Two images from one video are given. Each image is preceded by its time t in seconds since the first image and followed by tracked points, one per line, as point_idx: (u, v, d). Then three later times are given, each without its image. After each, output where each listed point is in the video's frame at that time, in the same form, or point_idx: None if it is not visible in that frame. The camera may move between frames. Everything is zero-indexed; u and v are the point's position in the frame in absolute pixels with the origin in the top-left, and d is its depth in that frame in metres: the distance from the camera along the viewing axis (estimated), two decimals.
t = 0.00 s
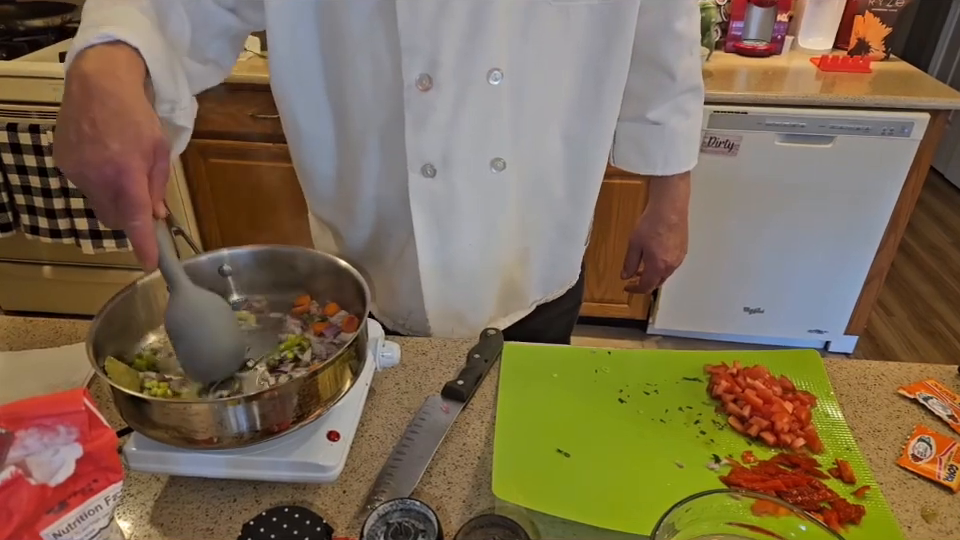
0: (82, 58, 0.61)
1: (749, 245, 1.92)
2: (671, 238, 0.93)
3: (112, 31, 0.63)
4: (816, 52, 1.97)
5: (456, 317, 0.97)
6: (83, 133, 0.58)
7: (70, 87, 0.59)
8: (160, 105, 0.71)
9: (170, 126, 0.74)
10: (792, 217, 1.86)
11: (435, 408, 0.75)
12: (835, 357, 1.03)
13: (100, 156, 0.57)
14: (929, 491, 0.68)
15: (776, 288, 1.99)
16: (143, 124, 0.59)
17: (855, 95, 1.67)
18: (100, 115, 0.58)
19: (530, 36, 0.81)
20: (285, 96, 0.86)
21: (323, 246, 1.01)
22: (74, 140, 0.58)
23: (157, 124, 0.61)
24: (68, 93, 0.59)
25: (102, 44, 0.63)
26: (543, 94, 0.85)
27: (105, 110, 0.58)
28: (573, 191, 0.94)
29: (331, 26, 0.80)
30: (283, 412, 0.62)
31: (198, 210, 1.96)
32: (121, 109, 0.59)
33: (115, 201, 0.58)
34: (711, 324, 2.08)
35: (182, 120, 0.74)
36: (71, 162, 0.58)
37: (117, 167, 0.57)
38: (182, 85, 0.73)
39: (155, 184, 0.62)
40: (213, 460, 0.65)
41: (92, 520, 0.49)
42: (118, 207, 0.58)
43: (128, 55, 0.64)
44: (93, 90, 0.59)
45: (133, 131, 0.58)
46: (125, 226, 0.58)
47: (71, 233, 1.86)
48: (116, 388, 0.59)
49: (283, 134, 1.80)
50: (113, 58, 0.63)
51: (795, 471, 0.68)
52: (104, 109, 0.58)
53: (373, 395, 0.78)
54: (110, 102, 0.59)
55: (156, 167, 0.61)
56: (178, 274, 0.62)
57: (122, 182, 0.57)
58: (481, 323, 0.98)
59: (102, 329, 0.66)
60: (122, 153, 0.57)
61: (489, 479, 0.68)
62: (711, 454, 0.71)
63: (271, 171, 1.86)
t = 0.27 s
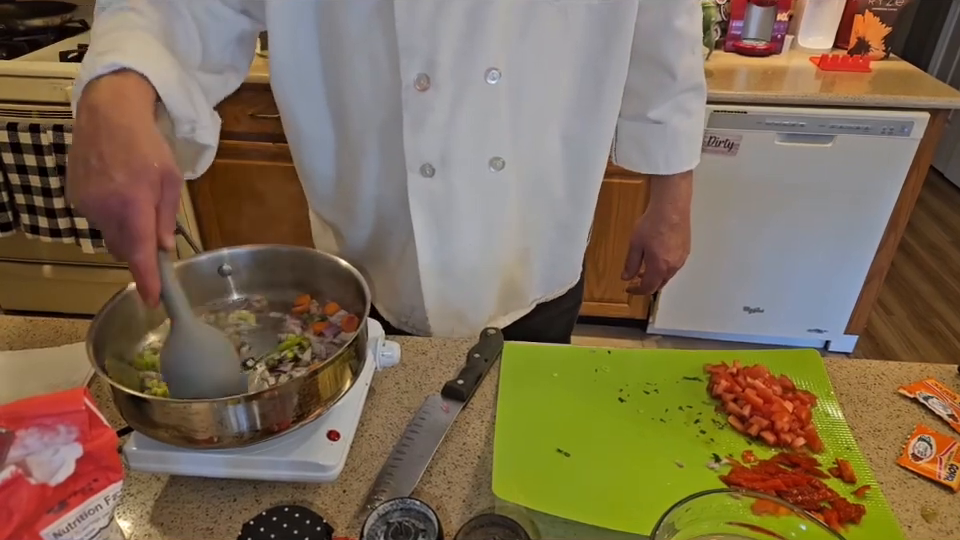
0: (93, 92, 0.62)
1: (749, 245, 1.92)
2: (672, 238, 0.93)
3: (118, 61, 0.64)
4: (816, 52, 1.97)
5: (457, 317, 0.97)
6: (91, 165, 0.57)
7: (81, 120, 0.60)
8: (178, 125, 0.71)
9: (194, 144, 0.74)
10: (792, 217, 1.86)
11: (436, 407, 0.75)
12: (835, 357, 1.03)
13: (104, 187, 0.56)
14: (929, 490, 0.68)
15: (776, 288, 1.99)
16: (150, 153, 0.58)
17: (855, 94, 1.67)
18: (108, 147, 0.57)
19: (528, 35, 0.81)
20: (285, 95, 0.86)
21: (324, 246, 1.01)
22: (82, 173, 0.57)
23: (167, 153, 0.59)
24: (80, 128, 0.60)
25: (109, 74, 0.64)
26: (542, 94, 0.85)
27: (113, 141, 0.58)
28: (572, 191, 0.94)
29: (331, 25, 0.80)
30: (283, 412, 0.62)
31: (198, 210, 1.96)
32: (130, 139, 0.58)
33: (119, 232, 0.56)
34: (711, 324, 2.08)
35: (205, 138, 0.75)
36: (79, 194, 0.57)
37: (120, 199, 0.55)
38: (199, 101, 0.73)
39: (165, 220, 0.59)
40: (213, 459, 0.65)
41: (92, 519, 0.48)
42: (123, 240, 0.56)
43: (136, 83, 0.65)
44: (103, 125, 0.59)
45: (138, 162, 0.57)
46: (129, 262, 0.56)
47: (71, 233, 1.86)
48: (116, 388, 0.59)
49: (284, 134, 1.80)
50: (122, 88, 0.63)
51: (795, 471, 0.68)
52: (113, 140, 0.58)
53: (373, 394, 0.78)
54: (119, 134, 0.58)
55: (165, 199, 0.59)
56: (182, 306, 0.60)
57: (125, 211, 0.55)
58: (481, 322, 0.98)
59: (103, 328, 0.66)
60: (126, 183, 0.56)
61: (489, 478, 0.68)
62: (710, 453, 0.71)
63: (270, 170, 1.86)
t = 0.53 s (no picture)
0: (106, 53, 0.62)
1: (748, 244, 1.92)
2: (670, 236, 0.93)
3: (134, 27, 0.64)
4: (816, 51, 1.97)
5: (457, 317, 0.97)
6: (111, 123, 0.58)
7: (95, 79, 0.60)
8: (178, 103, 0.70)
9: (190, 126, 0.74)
10: (792, 217, 1.86)
11: (436, 406, 0.75)
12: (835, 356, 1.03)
13: (127, 144, 0.57)
14: (929, 490, 0.68)
15: (776, 287, 1.99)
16: (170, 115, 0.59)
17: (855, 93, 1.66)
18: (128, 107, 0.58)
19: (527, 36, 0.81)
20: (283, 96, 0.86)
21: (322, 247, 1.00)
22: (101, 131, 0.58)
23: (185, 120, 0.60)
24: (95, 86, 0.60)
25: (124, 39, 0.63)
26: (541, 94, 0.85)
27: (132, 101, 0.58)
28: (572, 191, 0.94)
29: (330, 25, 0.80)
30: (283, 411, 0.62)
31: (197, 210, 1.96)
32: (149, 101, 0.59)
33: (142, 191, 0.58)
34: (711, 323, 2.08)
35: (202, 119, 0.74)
36: (98, 151, 0.57)
37: (144, 157, 0.57)
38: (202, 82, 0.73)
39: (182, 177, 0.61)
40: (213, 458, 0.65)
41: (93, 518, 0.48)
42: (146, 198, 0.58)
43: (151, 49, 0.64)
44: (120, 85, 0.59)
45: (160, 122, 0.58)
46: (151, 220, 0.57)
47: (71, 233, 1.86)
48: (116, 387, 0.59)
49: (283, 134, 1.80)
50: (136, 52, 0.63)
51: (795, 470, 0.69)
52: (131, 100, 0.58)
53: (373, 394, 0.78)
54: (137, 95, 0.59)
55: (183, 160, 0.61)
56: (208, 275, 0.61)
57: (149, 167, 0.57)
58: (481, 321, 0.98)
59: (103, 327, 0.66)
60: (150, 142, 0.57)
61: (489, 478, 0.68)
62: (710, 453, 0.71)
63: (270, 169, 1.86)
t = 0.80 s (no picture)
0: (119, 57, 0.62)
1: (748, 244, 1.92)
2: (669, 235, 0.93)
3: (146, 30, 0.64)
4: (816, 51, 1.97)
5: (456, 316, 0.97)
6: (138, 130, 0.58)
7: (115, 83, 0.60)
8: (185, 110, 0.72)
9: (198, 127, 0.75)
10: (792, 216, 1.86)
11: (435, 406, 0.75)
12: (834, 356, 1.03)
13: (157, 151, 0.57)
14: (928, 489, 0.68)
15: (776, 287, 1.99)
16: (192, 118, 0.60)
17: (855, 92, 1.66)
18: (153, 113, 0.58)
19: (525, 35, 0.81)
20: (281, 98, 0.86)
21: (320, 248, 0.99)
22: (129, 138, 0.58)
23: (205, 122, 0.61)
24: (115, 90, 0.60)
25: (136, 41, 0.63)
26: (539, 94, 0.85)
27: (156, 108, 0.59)
28: (571, 190, 0.94)
29: (327, 26, 0.80)
30: (283, 411, 0.62)
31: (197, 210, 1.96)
32: (171, 106, 0.59)
33: (172, 197, 0.59)
34: (711, 323, 2.08)
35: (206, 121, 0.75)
36: (128, 159, 0.58)
37: (174, 162, 0.57)
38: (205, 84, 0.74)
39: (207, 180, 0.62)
40: (212, 459, 0.65)
41: (91, 519, 0.48)
42: (177, 204, 0.59)
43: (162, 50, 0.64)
44: (141, 90, 0.59)
45: (185, 126, 0.59)
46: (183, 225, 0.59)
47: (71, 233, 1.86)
48: (116, 388, 0.59)
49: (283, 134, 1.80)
50: (148, 54, 0.63)
51: (794, 470, 0.68)
52: (155, 106, 0.59)
53: (372, 394, 0.78)
54: (158, 100, 0.59)
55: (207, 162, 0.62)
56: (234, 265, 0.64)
57: (179, 174, 0.58)
58: (480, 320, 0.98)
59: (102, 327, 0.66)
60: (179, 147, 0.58)
61: (489, 477, 0.68)
62: (710, 453, 0.71)
63: (270, 169, 1.86)
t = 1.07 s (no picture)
0: (123, 70, 0.61)
1: (749, 243, 1.91)
2: (663, 238, 0.92)
3: (150, 40, 0.62)
4: (818, 49, 1.96)
5: (450, 318, 0.96)
6: (153, 142, 0.57)
7: (125, 97, 0.59)
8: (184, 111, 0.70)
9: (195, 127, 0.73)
10: (793, 215, 1.85)
11: (435, 408, 0.74)
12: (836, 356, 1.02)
13: (172, 160, 0.57)
14: (933, 492, 0.67)
15: (777, 286, 1.99)
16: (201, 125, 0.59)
17: (856, 91, 1.65)
18: (164, 122, 0.58)
19: (519, 34, 0.80)
20: (274, 95, 0.85)
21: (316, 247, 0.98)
22: (144, 150, 0.57)
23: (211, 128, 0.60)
24: (125, 105, 0.59)
25: (142, 52, 0.62)
26: (535, 94, 0.84)
27: (167, 116, 0.58)
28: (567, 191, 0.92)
29: (322, 25, 0.79)
30: (281, 413, 0.62)
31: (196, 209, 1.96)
32: (181, 113, 0.58)
33: (193, 205, 0.58)
34: (712, 323, 2.07)
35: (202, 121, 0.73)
36: (145, 170, 0.57)
37: (192, 170, 0.57)
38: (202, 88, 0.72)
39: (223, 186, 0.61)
40: (211, 461, 0.64)
41: (86, 523, 0.49)
42: (198, 209, 0.58)
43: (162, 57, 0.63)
44: (150, 99, 0.59)
45: (197, 134, 0.58)
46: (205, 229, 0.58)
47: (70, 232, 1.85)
48: (112, 390, 0.58)
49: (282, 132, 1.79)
50: (151, 65, 0.62)
51: (797, 472, 0.68)
52: (165, 114, 0.58)
53: (372, 395, 0.77)
54: (168, 109, 0.58)
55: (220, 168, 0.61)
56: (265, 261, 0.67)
57: (197, 181, 0.57)
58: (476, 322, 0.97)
59: (98, 327, 0.66)
60: (193, 154, 0.57)
61: (489, 480, 0.67)
62: (712, 455, 0.70)
63: (270, 168, 1.86)
